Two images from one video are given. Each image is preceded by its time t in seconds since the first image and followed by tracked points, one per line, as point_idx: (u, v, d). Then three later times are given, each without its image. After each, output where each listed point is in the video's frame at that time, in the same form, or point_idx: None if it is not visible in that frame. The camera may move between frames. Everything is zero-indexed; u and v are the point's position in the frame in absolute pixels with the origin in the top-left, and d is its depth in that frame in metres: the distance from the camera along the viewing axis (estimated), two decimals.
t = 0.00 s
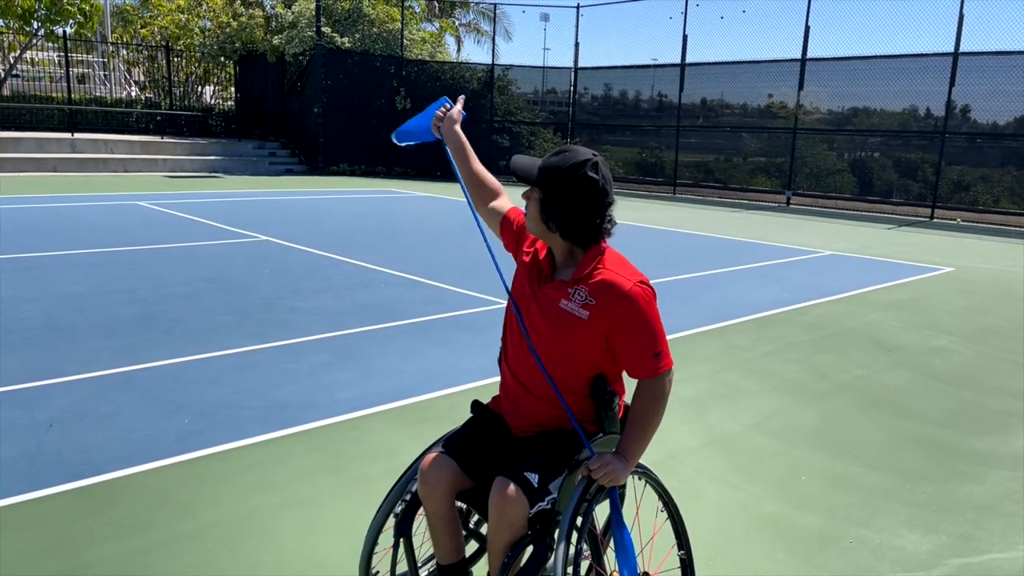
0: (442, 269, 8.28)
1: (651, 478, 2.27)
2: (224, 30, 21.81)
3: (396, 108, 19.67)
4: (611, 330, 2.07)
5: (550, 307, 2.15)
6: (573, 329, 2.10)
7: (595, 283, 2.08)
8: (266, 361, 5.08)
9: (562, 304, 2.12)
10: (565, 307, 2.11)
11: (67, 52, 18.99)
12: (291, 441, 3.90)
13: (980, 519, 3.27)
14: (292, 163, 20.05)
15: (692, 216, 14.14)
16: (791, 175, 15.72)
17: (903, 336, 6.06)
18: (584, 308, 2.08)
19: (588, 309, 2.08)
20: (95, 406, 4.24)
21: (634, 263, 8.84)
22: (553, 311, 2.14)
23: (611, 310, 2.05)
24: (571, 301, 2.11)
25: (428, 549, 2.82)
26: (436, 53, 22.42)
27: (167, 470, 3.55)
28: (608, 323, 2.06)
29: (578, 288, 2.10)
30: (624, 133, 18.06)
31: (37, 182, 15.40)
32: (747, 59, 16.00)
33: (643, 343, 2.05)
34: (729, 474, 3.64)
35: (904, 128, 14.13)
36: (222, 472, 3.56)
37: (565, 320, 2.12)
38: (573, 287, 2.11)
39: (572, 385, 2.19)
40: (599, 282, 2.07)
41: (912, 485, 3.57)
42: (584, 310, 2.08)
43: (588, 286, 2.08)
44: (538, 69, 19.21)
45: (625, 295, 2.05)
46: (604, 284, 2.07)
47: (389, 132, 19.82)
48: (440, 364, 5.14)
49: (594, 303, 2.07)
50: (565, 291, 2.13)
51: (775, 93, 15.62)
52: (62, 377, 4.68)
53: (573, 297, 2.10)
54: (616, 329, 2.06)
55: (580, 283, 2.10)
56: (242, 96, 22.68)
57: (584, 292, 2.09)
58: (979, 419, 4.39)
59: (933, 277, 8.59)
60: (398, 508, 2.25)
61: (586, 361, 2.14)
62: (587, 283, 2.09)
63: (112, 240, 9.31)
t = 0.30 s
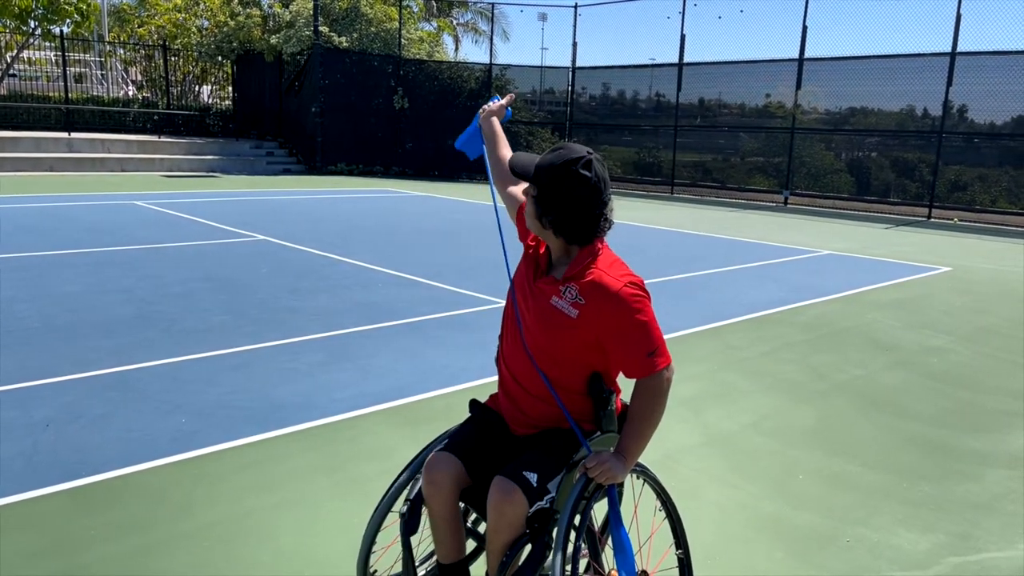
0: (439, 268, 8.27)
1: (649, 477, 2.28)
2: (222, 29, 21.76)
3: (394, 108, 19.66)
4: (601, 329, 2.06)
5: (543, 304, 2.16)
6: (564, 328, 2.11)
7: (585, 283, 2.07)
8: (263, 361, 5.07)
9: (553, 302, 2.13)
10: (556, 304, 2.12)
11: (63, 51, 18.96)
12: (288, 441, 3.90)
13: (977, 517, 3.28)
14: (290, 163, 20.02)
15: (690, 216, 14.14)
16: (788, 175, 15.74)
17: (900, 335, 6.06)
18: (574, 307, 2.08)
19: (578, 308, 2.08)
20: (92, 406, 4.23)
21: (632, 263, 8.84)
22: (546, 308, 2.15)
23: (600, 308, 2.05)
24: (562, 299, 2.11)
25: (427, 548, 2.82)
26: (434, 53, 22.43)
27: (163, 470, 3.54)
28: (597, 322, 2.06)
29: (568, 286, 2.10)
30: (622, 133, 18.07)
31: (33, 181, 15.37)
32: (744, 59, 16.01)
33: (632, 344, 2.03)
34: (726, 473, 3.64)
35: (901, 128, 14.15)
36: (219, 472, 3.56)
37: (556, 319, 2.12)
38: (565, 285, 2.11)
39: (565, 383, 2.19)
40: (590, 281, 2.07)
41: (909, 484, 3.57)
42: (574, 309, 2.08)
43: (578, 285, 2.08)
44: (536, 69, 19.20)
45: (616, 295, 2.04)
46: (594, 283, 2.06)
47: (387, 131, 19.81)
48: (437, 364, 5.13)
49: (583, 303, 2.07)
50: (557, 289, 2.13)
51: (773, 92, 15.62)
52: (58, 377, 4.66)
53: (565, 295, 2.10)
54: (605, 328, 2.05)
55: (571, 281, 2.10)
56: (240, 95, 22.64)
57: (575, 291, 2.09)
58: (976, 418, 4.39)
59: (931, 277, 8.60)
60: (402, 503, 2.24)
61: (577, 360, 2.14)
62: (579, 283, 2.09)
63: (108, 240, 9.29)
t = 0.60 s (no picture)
0: (436, 268, 8.27)
1: (645, 477, 2.29)
2: (218, 29, 21.72)
3: (391, 108, 19.64)
4: (594, 331, 2.07)
5: (536, 305, 2.16)
6: (557, 328, 2.11)
7: (578, 284, 2.07)
8: (260, 361, 5.07)
9: (546, 302, 2.13)
10: (549, 305, 2.12)
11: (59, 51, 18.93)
12: (285, 442, 3.89)
13: (972, 517, 3.29)
14: (287, 163, 20.00)
15: (687, 216, 14.16)
16: (785, 175, 15.77)
17: (896, 335, 6.07)
18: (567, 308, 2.08)
19: (571, 309, 2.08)
20: (88, 407, 4.22)
21: (628, 262, 8.85)
22: (539, 309, 2.15)
23: (592, 310, 2.05)
24: (554, 300, 2.11)
25: (426, 547, 2.82)
26: (431, 53, 22.43)
27: (160, 470, 3.54)
28: (589, 324, 2.06)
29: (562, 287, 2.10)
30: (618, 133, 18.07)
31: (29, 181, 15.34)
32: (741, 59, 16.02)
33: (624, 345, 2.03)
34: (723, 472, 3.64)
35: (897, 128, 14.18)
36: (215, 473, 3.55)
37: (550, 319, 2.12)
38: (558, 286, 2.11)
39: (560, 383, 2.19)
40: (582, 282, 2.07)
41: (906, 484, 3.57)
42: (566, 311, 2.08)
43: (571, 286, 2.08)
44: (532, 69, 19.18)
45: (609, 297, 2.04)
46: (587, 284, 2.06)
47: (384, 132, 19.81)
48: (434, 364, 5.13)
49: (576, 304, 2.07)
50: (550, 289, 2.13)
51: (769, 92, 15.63)
52: (54, 377, 4.65)
53: (558, 296, 2.10)
54: (597, 329, 2.05)
55: (564, 282, 2.10)
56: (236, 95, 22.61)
57: (568, 292, 2.08)
58: (972, 418, 4.40)
59: (926, 276, 8.62)
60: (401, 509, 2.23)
61: (571, 361, 2.14)
62: (572, 284, 2.08)
63: (104, 240, 9.27)
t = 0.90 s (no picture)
0: (432, 268, 8.26)
1: (642, 476, 2.28)
2: (214, 28, 21.66)
3: (387, 107, 19.62)
4: (591, 330, 2.06)
5: (533, 303, 2.16)
6: (553, 326, 2.11)
7: (576, 283, 2.07)
8: (254, 361, 5.05)
9: (543, 299, 2.13)
10: (545, 303, 2.12)
11: (54, 50, 18.89)
12: (279, 442, 3.88)
13: (968, 516, 3.29)
14: (283, 162, 19.97)
15: (683, 215, 14.17)
16: (780, 175, 15.79)
17: (891, 334, 6.08)
18: (563, 306, 2.08)
19: (568, 307, 2.08)
20: (81, 407, 4.21)
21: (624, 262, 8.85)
22: (535, 306, 2.15)
23: (588, 308, 2.05)
24: (552, 297, 2.11)
25: (421, 546, 2.82)
26: (427, 52, 22.42)
27: (155, 470, 3.54)
28: (585, 322, 2.06)
29: (559, 285, 2.10)
30: (615, 133, 18.06)
31: (25, 181, 15.31)
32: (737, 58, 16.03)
33: (620, 343, 2.03)
34: (719, 472, 3.64)
35: (893, 128, 14.21)
36: (210, 472, 3.54)
37: (547, 317, 2.12)
38: (554, 284, 2.11)
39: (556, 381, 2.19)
40: (579, 280, 2.07)
41: (901, 483, 3.58)
42: (563, 308, 2.08)
43: (568, 284, 2.08)
44: (529, 68, 19.19)
45: (605, 296, 2.04)
46: (584, 283, 2.06)
47: (380, 131, 19.79)
48: (428, 364, 5.13)
49: (573, 302, 2.07)
50: (547, 287, 2.13)
51: (765, 92, 15.64)
52: (48, 377, 4.64)
53: (554, 294, 2.10)
54: (593, 327, 2.06)
55: (561, 280, 2.10)
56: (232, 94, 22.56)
57: (564, 290, 2.09)
58: (967, 417, 4.41)
59: (921, 276, 8.64)
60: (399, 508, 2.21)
61: (567, 358, 2.14)
62: (569, 281, 2.09)
63: (99, 239, 9.25)
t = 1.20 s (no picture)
0: (429, 268, 8.26)
1: (640, 475, 2.29)
2: (211, 28, 21.61)
3: (384, 107, 19.62)
4: (591, 329, 2.07)
5: (534, 302, 2.16)
6: (555, 324, 2.11)
7: (576, 281, 2.07)
8: (252, 361, 5.05)
9: (543, 298, 2.13)
10: (546, 302, 2.12)
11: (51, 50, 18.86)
12: (277, 442, 3.88)
13: (965, 515, 3.30)
14: (279, 162, 19.95)
15: (680, 215, 14.18)
16: (777, 175, 15.80)
17: (888, 334, 6.09)
18: (565, 304, 2.08)
19: (569, 305, 2.07)
20: (78, 407, 4.20)
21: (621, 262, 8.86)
22: (536, 305, 2.15)
23: (589, 306, 2.05)
24: (553, 296, 2.11)
25: (420, 544, 2.82)
26: (424, 52, 22.42)
27: (153, 469, 3.54)
28: (586, 321, 2.06)
29: (560, 284, 2.10)
30: (612, 133, 18.06)
31: (21, 180, 15.29)
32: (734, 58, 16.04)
33: (619, 341, 2.03)
34: (717, 471, 3.64)
35: (889, 128, 14.23)
36: (208, 472, 3.54)
37: (548, 315, 2.12)
38: (555, 282, 2.10)
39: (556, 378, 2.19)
40: (580, 279, 2.07)
41: (898, 482, 3.59)
42: (564, 307, 2.08)
43: (570, 283, 2.08)
44: (526, 68, 19.21)
45: (606, 295, 2.04)
46: (584, 281, 2.06)
47: (377, 131, 19.77)
48: (426, 363, 5.13)
49: (574, 300, 2.07)
50: (547, 285, 2.13)
51: (762, 92, 15.67)
52: (45, 377, 4.64)
53: (555, 292, 2.10)
54: (594, 325, 2.06)
55: (562, 279, 2.10)
56: (228, 94, 22.52)
57: (566, 288, 2.08)
58: (964, 417, 4.42)
59: (918, 275, 8.66)
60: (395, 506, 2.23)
61: (567, 356, 2.14)
62: (570, 280, 2.09)
63: (95, 239, 9.24)
